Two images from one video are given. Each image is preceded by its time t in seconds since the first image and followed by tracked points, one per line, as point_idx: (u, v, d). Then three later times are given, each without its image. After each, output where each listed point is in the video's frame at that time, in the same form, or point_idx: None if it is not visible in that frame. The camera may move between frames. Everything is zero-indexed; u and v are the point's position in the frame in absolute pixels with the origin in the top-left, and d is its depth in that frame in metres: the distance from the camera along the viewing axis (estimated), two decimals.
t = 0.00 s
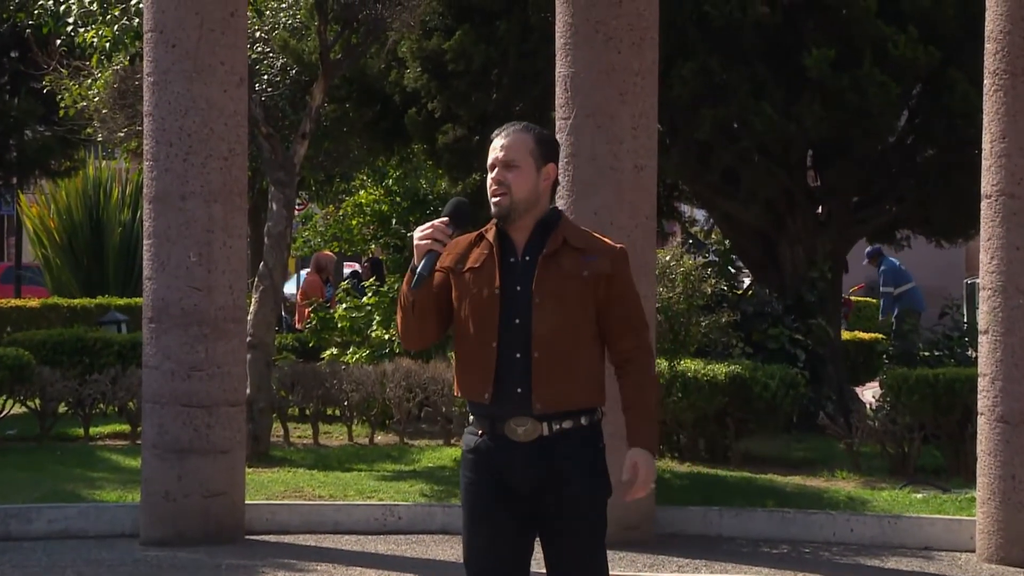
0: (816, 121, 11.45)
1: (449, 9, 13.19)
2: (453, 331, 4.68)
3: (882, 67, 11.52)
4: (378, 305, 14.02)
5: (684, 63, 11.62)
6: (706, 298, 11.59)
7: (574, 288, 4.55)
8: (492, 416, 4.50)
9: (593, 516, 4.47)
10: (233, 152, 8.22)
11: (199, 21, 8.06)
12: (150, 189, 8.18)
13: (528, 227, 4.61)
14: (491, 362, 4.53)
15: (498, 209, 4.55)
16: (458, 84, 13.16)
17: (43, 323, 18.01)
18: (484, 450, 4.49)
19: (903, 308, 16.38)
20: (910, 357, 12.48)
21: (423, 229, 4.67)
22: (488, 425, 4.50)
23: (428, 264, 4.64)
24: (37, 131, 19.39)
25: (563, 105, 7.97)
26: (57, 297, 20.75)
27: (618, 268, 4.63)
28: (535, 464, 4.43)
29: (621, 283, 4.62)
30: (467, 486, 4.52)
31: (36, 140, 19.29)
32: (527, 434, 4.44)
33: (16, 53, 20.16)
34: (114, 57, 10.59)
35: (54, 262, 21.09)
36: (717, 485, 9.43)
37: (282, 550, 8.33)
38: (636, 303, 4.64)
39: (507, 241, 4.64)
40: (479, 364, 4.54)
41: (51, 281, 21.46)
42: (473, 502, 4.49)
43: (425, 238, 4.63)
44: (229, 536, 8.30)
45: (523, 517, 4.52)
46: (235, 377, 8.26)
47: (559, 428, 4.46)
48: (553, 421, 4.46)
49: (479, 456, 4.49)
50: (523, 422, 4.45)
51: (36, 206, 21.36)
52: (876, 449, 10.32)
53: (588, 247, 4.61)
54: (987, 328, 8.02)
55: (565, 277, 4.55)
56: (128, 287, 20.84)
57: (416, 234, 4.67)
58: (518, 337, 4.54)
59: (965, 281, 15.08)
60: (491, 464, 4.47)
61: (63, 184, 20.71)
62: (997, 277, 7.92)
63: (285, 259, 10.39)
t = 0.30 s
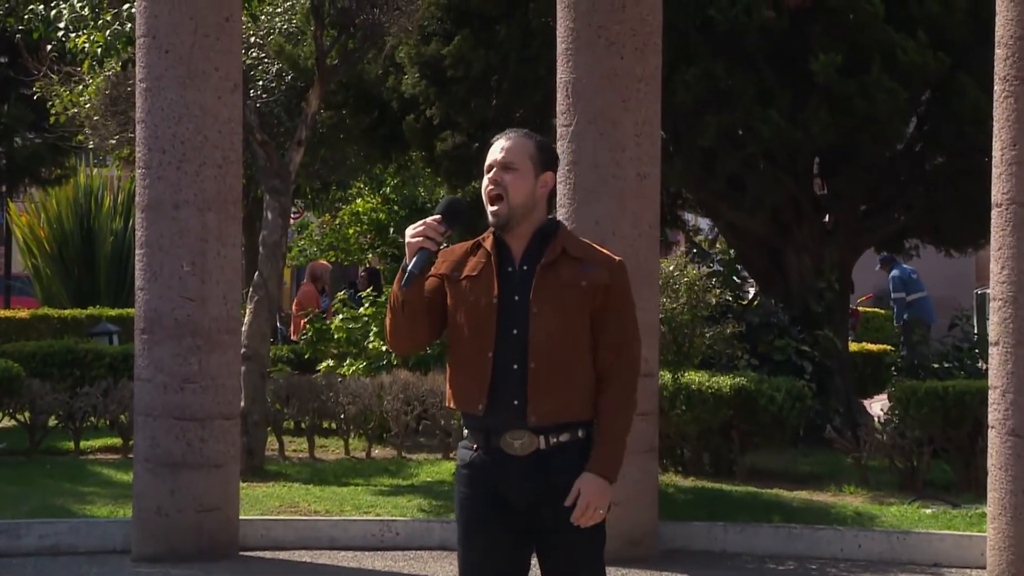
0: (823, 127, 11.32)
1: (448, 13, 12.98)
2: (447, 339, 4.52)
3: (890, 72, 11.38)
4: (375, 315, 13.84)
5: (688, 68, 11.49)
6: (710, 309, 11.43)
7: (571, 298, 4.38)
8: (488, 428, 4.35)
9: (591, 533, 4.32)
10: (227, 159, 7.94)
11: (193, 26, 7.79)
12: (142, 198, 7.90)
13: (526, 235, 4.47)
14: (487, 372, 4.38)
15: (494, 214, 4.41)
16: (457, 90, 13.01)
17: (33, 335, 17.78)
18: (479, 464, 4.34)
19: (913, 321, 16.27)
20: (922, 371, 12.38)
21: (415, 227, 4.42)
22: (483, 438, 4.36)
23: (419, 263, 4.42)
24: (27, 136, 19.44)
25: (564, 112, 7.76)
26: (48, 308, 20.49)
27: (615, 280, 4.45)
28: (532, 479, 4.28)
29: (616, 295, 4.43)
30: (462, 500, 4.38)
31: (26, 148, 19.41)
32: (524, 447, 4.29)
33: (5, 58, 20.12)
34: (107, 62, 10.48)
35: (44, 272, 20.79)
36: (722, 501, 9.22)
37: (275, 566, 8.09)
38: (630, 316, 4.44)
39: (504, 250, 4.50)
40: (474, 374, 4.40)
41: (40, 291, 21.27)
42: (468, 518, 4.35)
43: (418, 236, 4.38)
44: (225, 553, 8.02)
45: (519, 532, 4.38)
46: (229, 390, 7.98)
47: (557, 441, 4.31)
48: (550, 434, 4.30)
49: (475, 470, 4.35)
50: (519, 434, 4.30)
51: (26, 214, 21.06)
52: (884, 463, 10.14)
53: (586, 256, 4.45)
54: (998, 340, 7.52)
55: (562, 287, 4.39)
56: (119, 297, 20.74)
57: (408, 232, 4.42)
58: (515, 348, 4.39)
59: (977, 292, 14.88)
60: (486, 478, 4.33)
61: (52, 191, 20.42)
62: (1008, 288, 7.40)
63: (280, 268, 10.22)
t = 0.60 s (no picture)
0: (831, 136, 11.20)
1: (445, 17, 12.93)
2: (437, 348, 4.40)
3: (898, 78, 11.24)
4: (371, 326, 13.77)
5: (692, 75, 11.36)
6: (715, 320, 11.25)
7: (570, 309, 4.30)
8: (481, 443, 4.23)
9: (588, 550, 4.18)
10: (221, 167, 7.38)
11: (185, 30, 7.22)
12: (133, 208, 7.35)
13: (521, 245, 4.38)
14: (481, 385, 4.26)
15: (489, 221, 4.28)
16: (456, 96, 12.88)
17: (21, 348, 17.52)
18: (473, 480, 4.20)
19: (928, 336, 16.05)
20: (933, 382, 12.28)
21: (409, 229, 4.30)
22: (477, 452, 4.23)
23: (414, 265, 4.31)
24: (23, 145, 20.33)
25: (565, 118, 7.30)
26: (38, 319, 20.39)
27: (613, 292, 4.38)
28: (529, 495, 4.14)
29: (616, 308, 4.37)
30: (454, 517, 4.21)
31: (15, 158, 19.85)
32: (520, 462, 4.17)
33: None
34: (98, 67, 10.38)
35: (33, 282, 20.56)
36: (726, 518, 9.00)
37: None
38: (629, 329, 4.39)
39: (497, 260, 4.40)
40: (467, 387, 4.28)
41: (28, 301, 21.00)
42: (462, 538, 4.17)
43: (413, 239, 4.25)
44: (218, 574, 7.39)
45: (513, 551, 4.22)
46: (223, 404, 7.41)
47: (553, 454, 4.20)
48: (547, 448, 4.19)
49: (468, 486, 4.20)
50: (514, 448, 4.18)
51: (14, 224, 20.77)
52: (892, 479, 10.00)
53: (584, 268, 4.37)
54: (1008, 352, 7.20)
55: (561, 297, 4.31)
56: (110, 306, 20.78)
57: (402, 237, 4.31)
58: (511, 360, 4.29)
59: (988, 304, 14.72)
60: (480, 495, 4.17)
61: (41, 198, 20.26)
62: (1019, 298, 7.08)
63: (274, 278, 10.08)
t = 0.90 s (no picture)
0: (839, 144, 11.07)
1: (445, 23, 12.87)
2: (433, 359, 4.42)
3: (910, 84, 11.08)
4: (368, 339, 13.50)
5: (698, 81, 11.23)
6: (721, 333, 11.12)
7: (568, 320, 4.32)
8: (477, 459, 4.27)
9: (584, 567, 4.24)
10: (215, 175, 6.47)
11: (179, 34, 6.34)
12: (123, 218, 6.44)
13: (517, 256, 4.41)
14: (477, 400, 4.29)
15: (484, 230, 4.32)
16: (456, 104, 12.71)
17: (10, 361, 17.30)
18: (469, 496, 4.27)
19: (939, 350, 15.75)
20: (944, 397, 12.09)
21: (401, 240, 4.30)
22: (474, 469, 4.28)
23: (407, 276, 4.28)
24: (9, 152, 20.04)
25: (568, 126, 6.87)
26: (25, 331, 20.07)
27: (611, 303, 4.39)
28: (526, 512, 4.22)
29: (615, 320, 4.39)
30: (452, 533, 4.29)
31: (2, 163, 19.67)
32: (517, 478, 4.22)
33: None
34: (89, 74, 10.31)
35: (22, 294, 20.27)
36: (733, 536, 8.79)
37: None
38: (629, 340, 4.41)
39: (493, 271, 4.43)
40: (464, 401, 4.31)
41: (15, 314, 20.72)
42: (458, 553, 4.26)
43: (406, 250, 4.25)
44: None
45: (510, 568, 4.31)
46: (217, 417, 6.54)
47: (551, 470, 4.25)
48: (544, 464, 4.24)
49: (465, 503, 4.27)
50: (511, 465, 4.23)
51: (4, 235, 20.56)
52: (903, 496, 9.83)
53: (581, 279, 4.39)
54: None
55: (558, 309, 4.33)
56: (100, 320, 20.28)
57: (394, 247, 4.30)
58: (509, 375, 4.31)
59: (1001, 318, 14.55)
60: (477, 512, 4.25)
61: (31, 208, 20.10)
62: None
63: (270, 290, 9.90)
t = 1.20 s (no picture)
0: (847, 153, 10.95)
1: (444, 29, 12.72)
2: (428, 373, 4.27)
3: (920, 92, 10.90)
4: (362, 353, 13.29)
5: (702, 89, 11.07)
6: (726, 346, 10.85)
7: (567, 333, 4.15)
8: (473, 477, 4.13)
9: None
10: (208, 185, 5.89)
11: (170, 40, 5.79)
12: (113, 230, 5.86)
13: (514, 266, 4.26)
14: (471, 415, 4.15)
15: (487, 241, 4.15)
16: (454, 112, 12.54)
17: None
18: (464, 514, 4.14)
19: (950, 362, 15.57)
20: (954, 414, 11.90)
21: (408, 248, 4.16)
22: (470, 486, 4.14)
23: (410, 286, 4.15)
24: None
25: (569, 136, 6.41)
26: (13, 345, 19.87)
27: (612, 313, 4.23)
28: (523, 531, 4.08)
29: (615, 331, 4.21)
30: (447, 552, 4.17)
31: None
32: (515, 496, 4.08)
33: None
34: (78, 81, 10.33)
35: (9, 307, 20.07)
36: (740, 554, 8.62)
37: None
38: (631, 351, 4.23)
39: (489, 283, 4.28)
40: (458, 417, 4.17)
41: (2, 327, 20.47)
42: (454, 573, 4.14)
43: (412, 258, 4.12)
44: None
45: None
46: (211, 434, 5.93)
47: (550, 488, 4.10)
48: (543, 481, 4.09)
49: (461, 522, 4.13)
50: (509, 482, 4.09)
51: None
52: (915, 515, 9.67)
53: (581, 290, 4.23)
54: None
55: (556, 321, 4.16)
56: (88, 336, 20.14)
57: (400, 256, 4.17)
58: (506, 390, 4.16)
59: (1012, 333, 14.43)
60: (473, 532, 4.11)
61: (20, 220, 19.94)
62: None
63: (264, 303, 9.73)
